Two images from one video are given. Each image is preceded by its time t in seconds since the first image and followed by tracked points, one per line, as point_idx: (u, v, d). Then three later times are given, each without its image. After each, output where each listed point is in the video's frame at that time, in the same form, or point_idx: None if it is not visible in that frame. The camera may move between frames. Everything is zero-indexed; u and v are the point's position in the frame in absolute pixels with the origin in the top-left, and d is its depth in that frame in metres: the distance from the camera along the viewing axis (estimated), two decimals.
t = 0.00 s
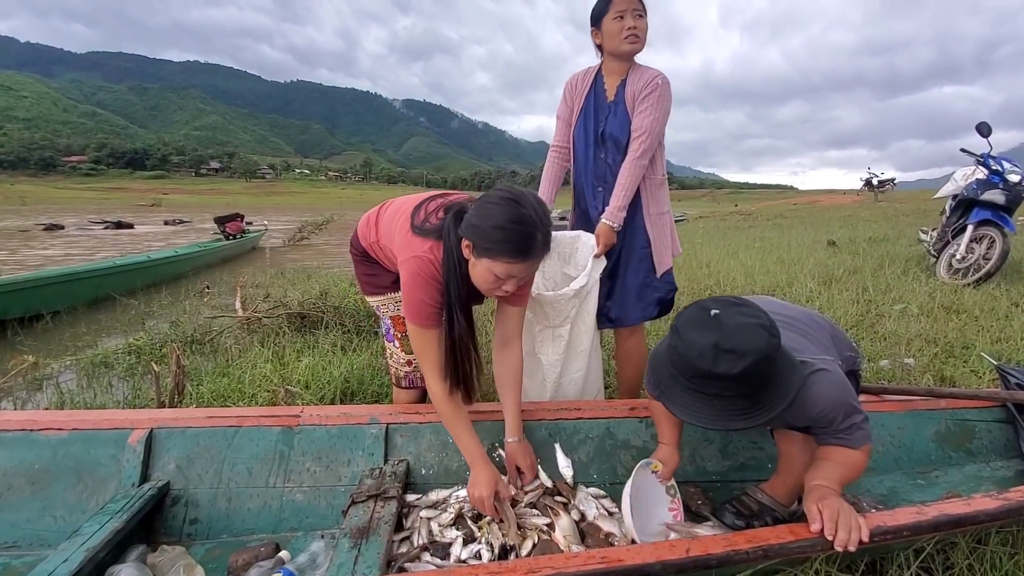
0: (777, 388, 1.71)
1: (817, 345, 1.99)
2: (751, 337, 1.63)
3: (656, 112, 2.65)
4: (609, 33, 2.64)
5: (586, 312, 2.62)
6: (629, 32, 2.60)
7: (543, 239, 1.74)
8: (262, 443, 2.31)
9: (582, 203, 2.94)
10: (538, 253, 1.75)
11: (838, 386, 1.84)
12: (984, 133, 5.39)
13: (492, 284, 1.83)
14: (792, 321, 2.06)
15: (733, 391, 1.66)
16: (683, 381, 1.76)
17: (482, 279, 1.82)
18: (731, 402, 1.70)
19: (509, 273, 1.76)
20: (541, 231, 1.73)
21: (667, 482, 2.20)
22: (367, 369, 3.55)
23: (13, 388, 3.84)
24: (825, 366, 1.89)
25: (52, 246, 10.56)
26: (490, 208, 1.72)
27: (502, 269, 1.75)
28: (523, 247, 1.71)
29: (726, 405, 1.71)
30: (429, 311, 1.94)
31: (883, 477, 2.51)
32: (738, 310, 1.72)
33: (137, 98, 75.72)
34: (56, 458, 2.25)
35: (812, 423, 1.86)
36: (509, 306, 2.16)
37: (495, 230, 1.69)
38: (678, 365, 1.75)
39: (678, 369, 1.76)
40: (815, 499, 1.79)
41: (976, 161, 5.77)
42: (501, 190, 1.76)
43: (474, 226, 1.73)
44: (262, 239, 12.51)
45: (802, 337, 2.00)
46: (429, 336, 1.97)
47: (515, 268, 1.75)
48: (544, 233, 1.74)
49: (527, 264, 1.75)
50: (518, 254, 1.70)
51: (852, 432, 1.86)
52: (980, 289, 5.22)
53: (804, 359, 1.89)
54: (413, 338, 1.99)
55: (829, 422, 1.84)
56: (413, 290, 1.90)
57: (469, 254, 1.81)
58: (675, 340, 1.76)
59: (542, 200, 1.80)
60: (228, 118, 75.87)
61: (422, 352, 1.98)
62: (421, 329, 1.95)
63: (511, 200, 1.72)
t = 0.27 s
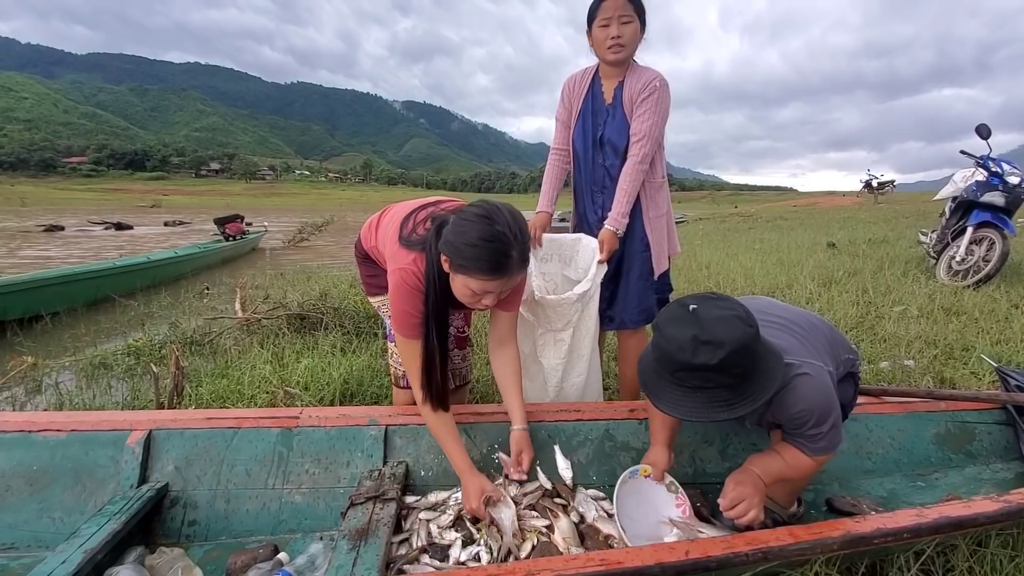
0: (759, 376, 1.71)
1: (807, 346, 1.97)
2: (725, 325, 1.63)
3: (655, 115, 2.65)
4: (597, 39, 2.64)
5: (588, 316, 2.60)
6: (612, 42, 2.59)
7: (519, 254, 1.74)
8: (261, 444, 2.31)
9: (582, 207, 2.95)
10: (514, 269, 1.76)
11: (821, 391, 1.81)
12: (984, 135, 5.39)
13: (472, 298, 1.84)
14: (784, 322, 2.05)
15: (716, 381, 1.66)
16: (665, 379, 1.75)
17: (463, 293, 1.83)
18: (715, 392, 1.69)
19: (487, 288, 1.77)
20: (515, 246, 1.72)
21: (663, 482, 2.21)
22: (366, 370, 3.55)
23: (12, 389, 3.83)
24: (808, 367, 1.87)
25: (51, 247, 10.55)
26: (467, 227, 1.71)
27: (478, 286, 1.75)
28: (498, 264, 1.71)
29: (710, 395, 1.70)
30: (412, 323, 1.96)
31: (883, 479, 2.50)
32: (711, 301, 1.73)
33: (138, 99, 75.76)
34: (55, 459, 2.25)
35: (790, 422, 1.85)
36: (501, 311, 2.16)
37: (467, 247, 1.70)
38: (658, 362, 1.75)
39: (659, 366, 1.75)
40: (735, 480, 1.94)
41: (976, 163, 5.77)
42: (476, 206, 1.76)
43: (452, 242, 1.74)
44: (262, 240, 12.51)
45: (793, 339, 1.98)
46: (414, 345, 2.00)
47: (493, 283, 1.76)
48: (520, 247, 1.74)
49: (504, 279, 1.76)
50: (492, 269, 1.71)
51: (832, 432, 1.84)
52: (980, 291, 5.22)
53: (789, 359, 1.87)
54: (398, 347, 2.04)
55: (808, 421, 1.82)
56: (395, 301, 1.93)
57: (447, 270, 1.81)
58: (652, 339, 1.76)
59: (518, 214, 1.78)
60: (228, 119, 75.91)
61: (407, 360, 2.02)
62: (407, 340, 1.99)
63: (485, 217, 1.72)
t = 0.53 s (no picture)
0: (750, 369, 1.72)
1: (802, 346, 1.97)
2: (715, 315, 1.67)
3: (653, 118, 2.64)
4: (591, 42, 2.65)
5: (587, 318, 2.60)
6: (604, 44, 2.60)
7: (532, 209, 1.79)
8: (261, 444, 2.31)
9: (579, 209, 2.96)
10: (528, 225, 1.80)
11: (813, 389, 1.82)
12: (984, 136, 5.39)
13: (484, 259, 1.86)
14: (781, 322, 2.06)
15: (706, 370, 1.67)
16: (657, 369, 1.75)
17: (475, 253, 1.85)
18: (706, 382, 1.68)
19: (502, 247, 1.80)
20: (530, 200, 1.78)
21: (678, 493, 2.16)
22: (367, 371, 3.55)
23: (13, 389, 3.83)
24: (800, 365, 1.87)
25: (52, 247, 10.56)
26: (477, 187, 1.74)
27: (493, 244, 1.78)
28: (514, 220, 1.75)
29: (700, 387, 1.69)
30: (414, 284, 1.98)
31: (883, 480, 2.50)
32: (703, 296, 1.77)
33: (139, 100, 75.84)
34: (54, 459, 2.24)
35: (783, 420, 1.85)
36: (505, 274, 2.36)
37: (486, 204, 1.72)
38: (650, 354, 1.76)
39: (651, 357, 1.76)
40: (728, 486, 1.97)
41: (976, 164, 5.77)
42: (486, 163, 1.79)
43: (464, 205, 1.76)
44: (262, 241, 12.51)
45: (788, 337, 2.00)
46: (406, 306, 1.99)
47: (508, 242, 1.79)
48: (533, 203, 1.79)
49: (519, 236, 1.79)
50: (509, 226, 1.73)
51: (825, 432, 1.84)
52: (980, 292, 5.22)
53: (782, 359, 1.88)
54: (380, 306, 2.01)
55: (800, 419, 1.83)
56: (395, 263, 1.95)
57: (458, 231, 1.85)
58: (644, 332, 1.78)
59: (526, 171, 1.82)
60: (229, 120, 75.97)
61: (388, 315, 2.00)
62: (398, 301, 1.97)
63: (497, 175, 1.75)
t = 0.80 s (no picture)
0: (755, 371, 1.72)
1: (799, 346, 1.98)
2: (721, 315, 1.67)
3: (652, 121, 2.64)
4: (588, 46, 2.65)
5: (591, 321, 2.59)
6: (601, 49, 2.60)
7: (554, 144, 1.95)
8: (261, 446, 2.31)
9: (578, 211, 2.97)
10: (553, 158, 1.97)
11: (809, 389, 1.82)
12: (984, 137, 5.39)
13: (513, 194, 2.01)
14: (777, 322, 2.06)
15: (713, 372, 1.67)
16: (662, 370, 1.75)
17: (505, 189, 1.98)
18: (712, 385, 1.68)
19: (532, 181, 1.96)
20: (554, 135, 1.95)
21: (680, 500, 2.14)
22: (367, 372, 3.55)
23: (13, 390, 3.83)
24: (796, 365, 1.87)
25: (53, 248, 10.57)
26: (507, 131, 1.85)
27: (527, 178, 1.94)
28: (542, 154, 1.90)
29: (706, 389, 1.69)
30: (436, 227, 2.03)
31: (883, 481, 2.50)
32: (707, 296, 1.76)
33: (139, 101, 75.90)
34: (54, 460, 2.25)
35: (782, 420, 1.85)
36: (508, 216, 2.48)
37: (522, 141, 1.85)
38: (655, 355, 1.75)
39: (656, 359, 1.75)
40: (728, 486, 1.95)
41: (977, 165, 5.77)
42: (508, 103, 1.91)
43: (495, 149, 1.87)
44: (263, 242, 12.51)
45: (784, 337, 2.00)
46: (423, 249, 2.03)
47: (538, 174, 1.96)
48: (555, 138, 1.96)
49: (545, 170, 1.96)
50: (541, 160, 1.90)
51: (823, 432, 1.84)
52: (981, 293, 5.22)
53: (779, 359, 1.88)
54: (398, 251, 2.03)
55: (799, 419, 1.83)
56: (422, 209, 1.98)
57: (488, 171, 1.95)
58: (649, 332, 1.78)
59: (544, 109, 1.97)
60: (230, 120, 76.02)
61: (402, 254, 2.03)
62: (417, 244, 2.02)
63: (521, 114, 1.87)
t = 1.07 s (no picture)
0: (765, 380, 1.72)
1: (800, 349, 1.98)
2: (735, 326, 1.66)
3: (655, 127, 2.65)
4: (590, 54, 2.62)
5: (592, 322, 2.59)
6: (601, 59, 2.58)
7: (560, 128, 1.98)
8: (262, 447, 2.31)
9: (579, 214, 2.97)
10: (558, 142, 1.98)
11: (815, 394, 1.83)
12: (985, 139, 5.39)
13: (518, 177, 2.01)
14: (779, 325, 2.05)
15: (724, 382, 1.67)
16: (670, 377, 1.75)
17: (510, 170, 1.99)
18: (720, 395, 1.70)
19: (535, 163, 1.97)
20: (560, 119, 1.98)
21: (676, 476, 2.19)
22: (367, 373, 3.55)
23: (14, 391, 3.84)
24: (802, 370, 1.88)
25: (54, 249, 10.58)
26: (512, 101, 1.91)
27: (530, 157, 1.94)
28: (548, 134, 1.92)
29: (715, 399, 1.71)
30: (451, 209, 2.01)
31: (883, 483, 2.50)
32: (719, 303, 1.76)
33: (140, 102, 75.98)
34: (55, 462, 2.25)
35: (779, 422, 1.85)
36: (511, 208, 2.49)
37: (528, 115, 1.89)
38: (664, 361, 1.76)
39: (665, 365, 1.76)
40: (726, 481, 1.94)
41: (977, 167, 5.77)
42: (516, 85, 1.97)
43: (497, 118, 1.92)
44: (263, 243, 12.52)
45: (790, 341, 2.00)
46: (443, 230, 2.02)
47: (542, 157, 1.96)
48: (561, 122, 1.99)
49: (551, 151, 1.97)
50: (546, 138, 1.92)
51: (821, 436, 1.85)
52: (981, 295, 5.22)
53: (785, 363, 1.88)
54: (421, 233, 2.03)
55: (797, 423, 1.83)
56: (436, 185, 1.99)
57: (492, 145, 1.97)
58: (659, 336, 1.78)
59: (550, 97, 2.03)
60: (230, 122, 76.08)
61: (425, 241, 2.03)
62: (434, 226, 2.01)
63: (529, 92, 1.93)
